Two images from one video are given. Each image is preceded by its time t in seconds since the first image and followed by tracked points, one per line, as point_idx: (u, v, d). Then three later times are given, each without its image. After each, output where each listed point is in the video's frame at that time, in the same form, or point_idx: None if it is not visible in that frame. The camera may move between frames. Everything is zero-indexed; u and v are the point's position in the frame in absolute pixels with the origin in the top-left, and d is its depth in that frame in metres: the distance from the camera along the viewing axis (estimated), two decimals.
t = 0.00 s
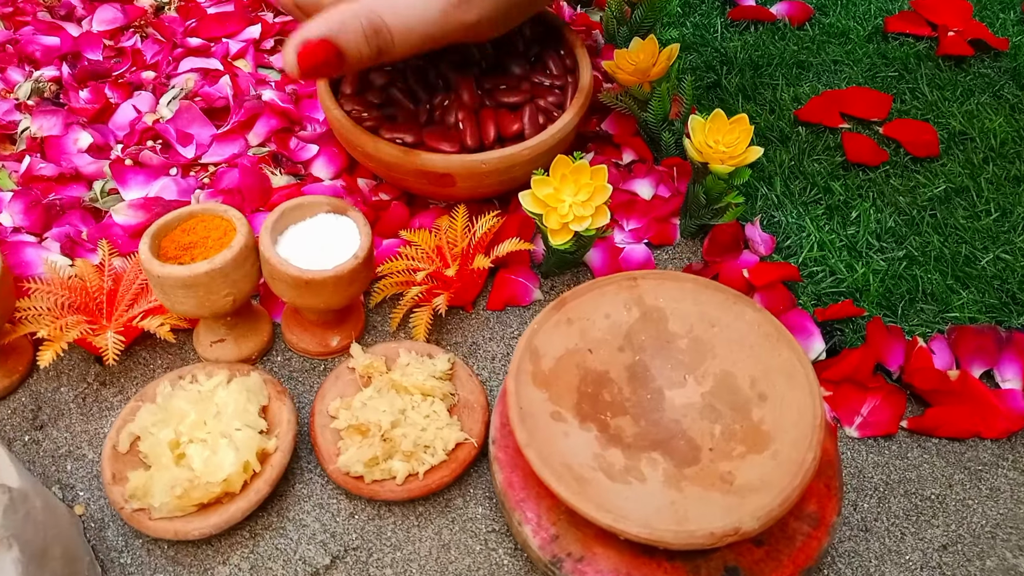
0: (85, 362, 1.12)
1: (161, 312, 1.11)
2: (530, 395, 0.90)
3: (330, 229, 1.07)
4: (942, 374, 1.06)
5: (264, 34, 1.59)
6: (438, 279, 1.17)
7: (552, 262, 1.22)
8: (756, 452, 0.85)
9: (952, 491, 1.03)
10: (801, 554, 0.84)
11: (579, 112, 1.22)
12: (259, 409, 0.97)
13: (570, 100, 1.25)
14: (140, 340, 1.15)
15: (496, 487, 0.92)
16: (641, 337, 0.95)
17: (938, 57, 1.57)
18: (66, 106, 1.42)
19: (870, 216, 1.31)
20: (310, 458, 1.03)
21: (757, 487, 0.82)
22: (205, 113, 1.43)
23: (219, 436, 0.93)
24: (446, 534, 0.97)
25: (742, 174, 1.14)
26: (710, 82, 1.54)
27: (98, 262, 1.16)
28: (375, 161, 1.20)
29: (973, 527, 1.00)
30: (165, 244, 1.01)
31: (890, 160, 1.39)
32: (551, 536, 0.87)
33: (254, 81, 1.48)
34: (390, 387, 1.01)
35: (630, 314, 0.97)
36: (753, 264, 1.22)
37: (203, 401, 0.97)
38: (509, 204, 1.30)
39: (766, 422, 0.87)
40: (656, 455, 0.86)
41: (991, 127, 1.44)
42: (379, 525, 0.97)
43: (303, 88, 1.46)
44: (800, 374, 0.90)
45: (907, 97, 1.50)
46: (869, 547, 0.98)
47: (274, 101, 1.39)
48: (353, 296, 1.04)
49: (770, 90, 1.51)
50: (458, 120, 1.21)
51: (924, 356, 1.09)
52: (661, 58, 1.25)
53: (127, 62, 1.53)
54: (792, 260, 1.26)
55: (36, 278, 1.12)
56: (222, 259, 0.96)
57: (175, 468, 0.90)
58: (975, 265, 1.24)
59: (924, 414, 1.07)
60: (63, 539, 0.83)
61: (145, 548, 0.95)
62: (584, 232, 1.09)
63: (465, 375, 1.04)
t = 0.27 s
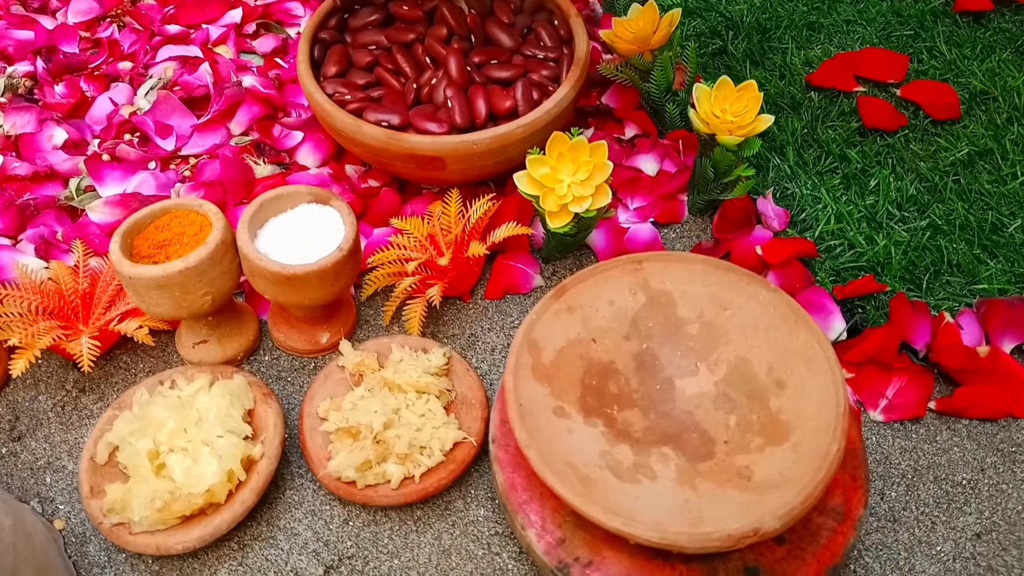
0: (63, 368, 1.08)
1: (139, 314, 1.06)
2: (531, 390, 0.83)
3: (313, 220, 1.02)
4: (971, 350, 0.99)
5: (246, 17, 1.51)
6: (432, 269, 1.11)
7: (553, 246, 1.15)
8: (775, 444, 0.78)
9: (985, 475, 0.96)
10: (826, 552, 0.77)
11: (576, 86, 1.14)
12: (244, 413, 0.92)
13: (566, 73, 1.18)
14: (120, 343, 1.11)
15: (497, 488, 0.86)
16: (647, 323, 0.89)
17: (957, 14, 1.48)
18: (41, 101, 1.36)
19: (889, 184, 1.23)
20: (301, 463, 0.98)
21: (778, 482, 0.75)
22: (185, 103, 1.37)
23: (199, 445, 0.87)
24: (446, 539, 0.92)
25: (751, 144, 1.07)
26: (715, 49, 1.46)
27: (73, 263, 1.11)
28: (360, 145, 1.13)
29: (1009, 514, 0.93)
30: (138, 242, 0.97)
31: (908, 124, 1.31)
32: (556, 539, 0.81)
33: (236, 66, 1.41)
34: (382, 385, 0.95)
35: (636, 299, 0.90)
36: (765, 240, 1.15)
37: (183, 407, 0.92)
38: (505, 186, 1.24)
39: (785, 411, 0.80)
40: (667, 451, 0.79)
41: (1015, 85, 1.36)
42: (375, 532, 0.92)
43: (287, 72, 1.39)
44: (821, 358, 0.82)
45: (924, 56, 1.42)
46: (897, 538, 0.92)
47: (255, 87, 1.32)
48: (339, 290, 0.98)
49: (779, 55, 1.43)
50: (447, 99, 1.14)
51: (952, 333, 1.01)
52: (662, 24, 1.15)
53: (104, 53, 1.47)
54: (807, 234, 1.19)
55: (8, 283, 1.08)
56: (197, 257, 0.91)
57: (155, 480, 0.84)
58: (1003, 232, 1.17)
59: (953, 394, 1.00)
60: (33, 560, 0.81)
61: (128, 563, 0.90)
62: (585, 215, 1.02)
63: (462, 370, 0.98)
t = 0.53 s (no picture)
0: (48, 343, 1.06)
1: (124, 287, 1.04)
2: (526, 361, 0.81)
3: (302, 188, 0.99)
4: (976, 319, 0.97)
5: None
6: (424, 239, 1.08)
7: (548, 216, 1.12)
8: (776, 414, 0.76)
9: (989, 445, 0.95)
10: (826, 524, 0.76)
11: (571, 48, 1.10)
12: (232, 387, 0.90)
13: (562, 35, 1.15)
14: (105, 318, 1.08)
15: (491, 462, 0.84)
16: (646, 293, 0.87)
17: None
18: (23, 71, 1.32)
19: (893, 150, 1.20)
20: (292, 438, 0.96)
21: (779, 452, 0.73)
22: (170, 71, 1.34)
23: (186, 419, 0.85)
24: (440, 514, 0.90)
25: (752, 109, 1.04)
26: (716, 14, 1.42)
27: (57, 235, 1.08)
28: (350, 112, 1.10)
29: (1012, 484, 0.92)
30: (121, 212, 0.94)
31: (913, 89, 1.28)
32: (552, 513, 0.79)
33: (222, 34, 1.37)
34: (374, 358, 0.93)
35: (633, 268, 0.88)
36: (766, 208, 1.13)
37: (169, 381, 0.89)
38: (499, 155, 1.21)
39: (786, 381, 0.78)
40: (665, 422, 0.77)
41: (1022, 50, 1.33)
42: (367, 507, 0.91)
43: (275, 39, 1.36)
44: (824, 326, 0.81)
45: (929, 21, 1.38)
46: (899, 509, 0.90)
47: (242, 54, 1.28)
48: (328, 261, 0.95)
49: (781, 19, 1.39)
50: (439, 64, 1.10)
51: (956, 301, 0.99)
52: None
53: (87, 21, 1.42)
54: (809, 202, 1.16)
55: None
56: (181, 227, 0.88)
57: (141, 456, 0.82)
58: (1009, 199, 1.14)
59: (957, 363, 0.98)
60: (16, 539, 0.79)
61: (116, 541, 0.89)
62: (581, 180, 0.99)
63: (456, 342, 0.96)
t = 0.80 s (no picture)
0: (32, 354, 1.04)
1: (108, 296, 1.03)
2: (514, 365, 0.81)
3: (286, 194, 0.98)
4: (961, 318, 0.98)
5: None
6: (410, 245, 1.08)
7: (535, 220, 1.12)
8: (764, 415, 0.77)
9: (977, 444, 0.95)
10: (817, 524, 0.76)
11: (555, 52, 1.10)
12: (219, 395, 0.89)
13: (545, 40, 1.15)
14: (90, 328, 1.07)
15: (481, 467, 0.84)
16: (633, 295, 0.87)
17: None
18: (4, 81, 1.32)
19: (876, 151, 1.22)
20: (280, 446, 0.95)
21: (768, 453, 0.73)
22: (153, 79, 1.33)
23: (172, 429, 0.84)
24: (430, 521, 0.90)
25: (736, 111, 1.04)
26: (699, 18, 1.43)
27: (39, 246, 1.07)
28: (334, 118, 1.09)
29: (1001, 482, 0.92)
30: (103, 220, 0.93)
31: (894, 90, 1.29)
32: (542, 518, 0.78)
33: (205, 41, 1.37)
34: (361, 364, 0.92)
35: (620, 271, 0.88)
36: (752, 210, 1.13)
37: (154, 390, 0.88)
38: (485, 160, 1.21)
39: (774, 381, 0.79)
40: (655, 425, 0.77)
41: (1000, 51, 1.34)
42: (357, 515, 0.90)
43: (258, 47, 1.35)
44: (810, 327, 0.81)
45: (909, 23, 1.40)
46: (890, 509, 0.90)
47: (224, 62, 1.29)
48: (313, 268, 0.95)
49: (763, 23, 1.40)
50: (423, 69, 1.10)
51: (942, 300, 1.00)
52: None
53: (68, 29, 1.41)
54: (794, 204, 1.17)
55: None
56: (165, 235, 0.87)
57: (127, 466, 0.82)
58: (991, 199, 1.15)
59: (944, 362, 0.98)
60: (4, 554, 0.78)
61: (103, 553, 0.88)
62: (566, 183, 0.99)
63: (444, 348, 0.95)
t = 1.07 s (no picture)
0: (52, 385, 1.08)
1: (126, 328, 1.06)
2: (519, 394, 0.82)
3: (297, 228, 1.02)
4: (961, 342, 0.99)
5: (227, 27, 1.50)
6: (418, 274, 1.11)
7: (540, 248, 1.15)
8: (765, 440, 0.78)
9: (980, 467, 0.96)
10: (819, 548, 0.77)
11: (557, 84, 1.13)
12: (233, 425, 0.92)
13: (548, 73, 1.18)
14: (108, 359, 1.10)
15: (489, 494, 0.85)
16: (635, 324, 0.90)
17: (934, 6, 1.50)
18: (22, 117, 1.35)
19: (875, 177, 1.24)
20: (293, 474, 0.97)
21: (767, 478, 0.74)
22: (167, 115, 1.36)
23: (189, 458, 0.87)
24: (440, 546, 0.91)
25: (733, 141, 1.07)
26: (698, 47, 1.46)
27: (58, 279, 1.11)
28: (343, 152, 1.13)
29: (1004, 506, 0.93)
30: (121, 255, 0.96)
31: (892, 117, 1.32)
32: (549, 543, 0.80)
33: (218, 77, 1.41)
34: (371, 393, 0.94)
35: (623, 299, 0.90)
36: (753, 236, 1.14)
37: (171, 421, 0.91)
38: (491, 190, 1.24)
39: (775, 408, 0.80)
40: (658, 452, 0.79)
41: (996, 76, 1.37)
42: (369, 542, 0.92)
43: (270, 82, 1.39)
44: (809, 355, 0.82)
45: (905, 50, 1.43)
46: (893, 533, 0.91)
47: (237, 97, 1.32)
48: (323, 299, 0.97)
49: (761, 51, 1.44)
50: (429, 102, 1.13)
51: (942, 325, 1.01)
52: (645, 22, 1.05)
53: (85, 67, 1.45)
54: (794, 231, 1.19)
55: None
56: (180, 269, 0.90)
57: (145, 495, 0.84)
58: (990, 223, 1.17)
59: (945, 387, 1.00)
60: None
61: None
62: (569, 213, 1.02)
63: (451, 376, 0.97)
